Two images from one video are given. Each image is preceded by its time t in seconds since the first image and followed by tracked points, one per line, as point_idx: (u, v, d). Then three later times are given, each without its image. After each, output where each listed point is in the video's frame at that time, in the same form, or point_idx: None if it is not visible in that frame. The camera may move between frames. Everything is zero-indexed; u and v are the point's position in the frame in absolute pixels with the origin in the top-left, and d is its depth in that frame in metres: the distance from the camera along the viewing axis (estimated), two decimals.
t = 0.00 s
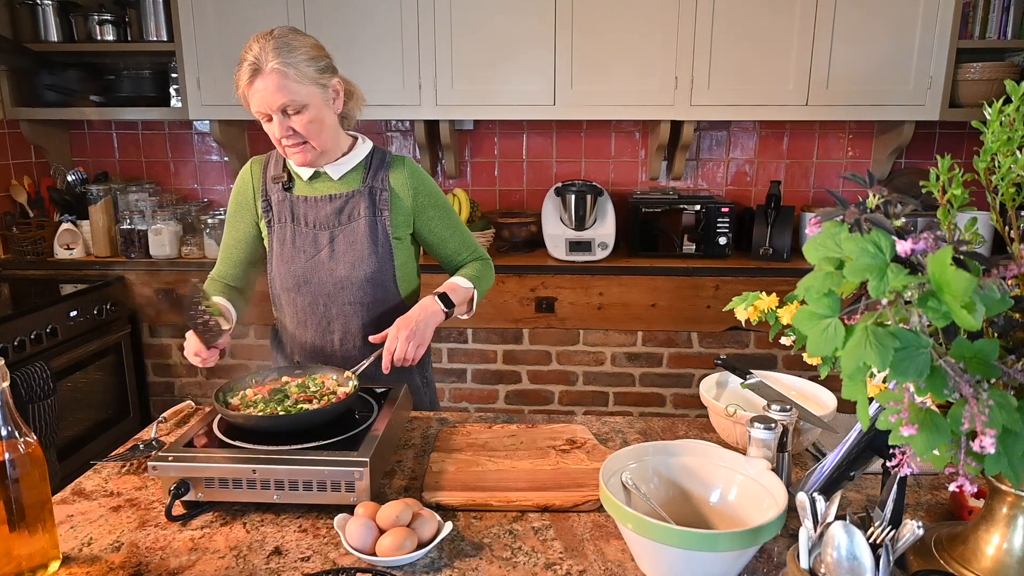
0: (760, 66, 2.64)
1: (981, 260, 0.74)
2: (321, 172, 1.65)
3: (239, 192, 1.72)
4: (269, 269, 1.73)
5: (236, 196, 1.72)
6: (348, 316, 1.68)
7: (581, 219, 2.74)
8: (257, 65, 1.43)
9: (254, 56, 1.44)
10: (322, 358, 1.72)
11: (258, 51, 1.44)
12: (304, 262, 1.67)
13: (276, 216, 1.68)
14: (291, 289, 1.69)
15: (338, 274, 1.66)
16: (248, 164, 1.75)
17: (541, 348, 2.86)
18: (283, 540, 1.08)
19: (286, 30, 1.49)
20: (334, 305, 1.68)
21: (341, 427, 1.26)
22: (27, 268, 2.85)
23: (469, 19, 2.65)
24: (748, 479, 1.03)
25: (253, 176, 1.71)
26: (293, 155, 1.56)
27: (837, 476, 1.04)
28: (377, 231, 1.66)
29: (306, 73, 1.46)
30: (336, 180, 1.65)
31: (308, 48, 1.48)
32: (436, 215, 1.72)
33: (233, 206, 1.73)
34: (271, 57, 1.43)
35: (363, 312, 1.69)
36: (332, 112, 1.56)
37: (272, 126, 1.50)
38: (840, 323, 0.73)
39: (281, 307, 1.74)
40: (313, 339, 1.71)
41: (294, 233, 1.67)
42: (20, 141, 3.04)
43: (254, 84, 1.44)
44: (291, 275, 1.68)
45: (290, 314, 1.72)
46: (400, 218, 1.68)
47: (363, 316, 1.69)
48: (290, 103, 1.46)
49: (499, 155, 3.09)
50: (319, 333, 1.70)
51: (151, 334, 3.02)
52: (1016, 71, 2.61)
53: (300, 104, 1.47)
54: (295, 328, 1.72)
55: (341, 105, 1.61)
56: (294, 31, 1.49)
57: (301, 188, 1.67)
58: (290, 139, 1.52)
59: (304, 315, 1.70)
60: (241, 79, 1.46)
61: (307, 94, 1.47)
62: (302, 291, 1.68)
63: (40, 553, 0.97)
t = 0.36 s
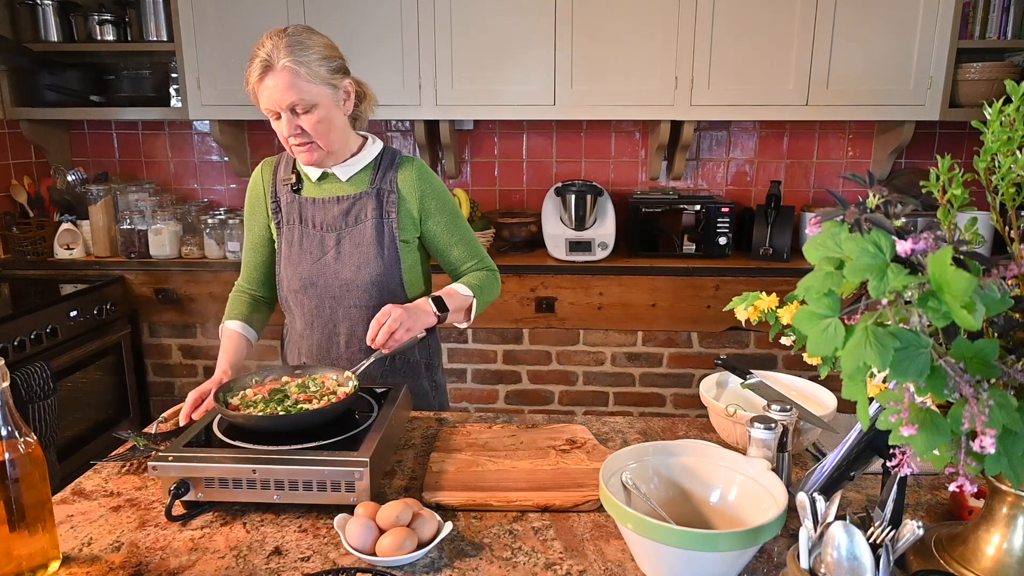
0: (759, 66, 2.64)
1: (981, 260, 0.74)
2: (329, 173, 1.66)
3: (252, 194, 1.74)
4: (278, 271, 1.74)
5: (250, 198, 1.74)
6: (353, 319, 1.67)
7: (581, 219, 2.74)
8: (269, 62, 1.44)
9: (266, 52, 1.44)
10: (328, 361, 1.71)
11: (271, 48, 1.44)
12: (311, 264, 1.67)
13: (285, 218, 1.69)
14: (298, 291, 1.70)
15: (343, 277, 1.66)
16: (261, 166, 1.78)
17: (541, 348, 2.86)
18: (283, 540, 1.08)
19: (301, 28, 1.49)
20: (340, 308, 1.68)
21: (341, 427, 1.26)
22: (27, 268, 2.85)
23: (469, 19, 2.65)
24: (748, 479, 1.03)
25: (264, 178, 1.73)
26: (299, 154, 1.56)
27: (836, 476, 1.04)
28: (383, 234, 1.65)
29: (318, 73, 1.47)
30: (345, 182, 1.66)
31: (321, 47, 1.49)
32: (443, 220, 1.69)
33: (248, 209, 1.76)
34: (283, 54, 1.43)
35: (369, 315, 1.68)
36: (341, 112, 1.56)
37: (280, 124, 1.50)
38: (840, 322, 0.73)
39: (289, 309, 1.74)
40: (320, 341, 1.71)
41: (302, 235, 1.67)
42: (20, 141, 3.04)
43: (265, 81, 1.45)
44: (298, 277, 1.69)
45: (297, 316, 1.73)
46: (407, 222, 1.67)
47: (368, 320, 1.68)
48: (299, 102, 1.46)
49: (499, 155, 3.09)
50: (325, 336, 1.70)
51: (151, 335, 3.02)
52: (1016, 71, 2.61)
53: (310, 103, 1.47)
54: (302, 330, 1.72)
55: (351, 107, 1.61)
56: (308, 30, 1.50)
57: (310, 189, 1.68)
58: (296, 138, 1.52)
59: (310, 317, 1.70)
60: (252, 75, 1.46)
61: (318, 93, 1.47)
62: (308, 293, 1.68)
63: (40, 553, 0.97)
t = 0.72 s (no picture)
0: (759, 66, 2.64)
1: (981, 260, 0.74)
2: (336, 173, 1.66)
3: (261, 193, 1.75)
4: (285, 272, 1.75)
5: (259, 197, 1.75)
6: (358, 322, 1.67)
7: (581, 219, 2.74)
8: (280, 61, 1.44)
9: (277, 52, 1.45)
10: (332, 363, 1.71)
11: (282, 47, 1.45)
12: (316, 265, 1.67)
13: (292, 219, 1.70)
14: (303, 293, 1.70)
15: (348, 279, 1.66)
16: (270, 166, 1.78)
17: (541, 348, 2.86)
18: (283, 540, 1.08)
19: (314, 29, 1.50)
20: (345, 310, 1.68)
21: (341, 427, 1.26)
22: (27, 268, 2.85)
23: (469, 19, 2.65)
24: (748, 479, 1.03)
25: (271, 177, 1.74)
26: (307, 155, 1.56)
27: (837, 476, 1.04)
28: (389, 237, 1.65)
29: (328, 74, 1.47)
30: (352, 183, 1.66)
31: (334, 48, 1.49)
32: (451, 223, 1.69)
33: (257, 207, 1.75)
34: (294, 54, 1.44)
35: (373, 318, 1.67)
36: (351, 115, 1.56)
37: (288, 124, 1.50)
38: (840, 322, 0.73)
39: (295, 310, 1.75)
40: (324, 344, 1.70)
41: (308, 236, 1.68)
42: (20, 141, 3.04)
43: (275, 80, 1.45)
44: (303, 279, 1.69)
45: (302, 318, 1.73)
46: (413, 225, 1.67)
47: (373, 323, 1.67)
48: (308, 102, 1.46)
49: (499, 155, 3.09)
50: (329, 338, 1.70)
51: (151, 334, 3.02)
52: (1016, 71, 2.61)
53: (319, 104, 1.47)
54: (307, 332, 1.72)
55: (361, 109, 1.61)
56: (322, 31, 1.50)
57: (318, 189, 1.68)
58: (305, 139, 1.52)
59: (315, 319, 1.70)
60: (262, 74, 1.47)
61: (327, 94, 1.47)
62: (313, 295, 1.68)
63: (40, 553, 0.97)
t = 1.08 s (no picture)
0: (759, 66, 2.64)
1: (981, 260, 0.74)
2: (354, 174, 1.66)
3: (274, 188, 1.75)
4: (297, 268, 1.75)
5: (272, 191, 1.76)
6: (368, 322, 1.67)
7: (581, 219, 2.74)
8: (307, 61, 1.44)
9: (305, 52, 1.44)
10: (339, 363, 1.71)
11: (310, 47, 1.44)
12: (329, 264, 1.67)
13: (307, 216, 1.70)
14: (314, 291, 1.70)
15: (361, 280, 1.66)
16: (285, 161, 1.79)
17: (541, 348, 2.86)
18: (283, 540, 1.08)
19: (341, 29, 1.49)
20: (355, 310, 1.68)
21: (342, 427, 1.26)
22: (27, 269, 2.85)
23: (470, 19, 2.65)
24: (748, 479, 1.03)
25: (287, 173, 1.74)
26: (328, 155, 1.56)
27: (837, 476, 1.04)
28: (404, 239, 1.65)
29: (356, 76, 1.47)
30: (369, 184, 1.66)
31: (360, 50, 1.49)
32: (466, 228, 1.70)
33: (270, 198, 1.77)
34: (322, 55, 1.44)
35: (384, 319, 1.67)
36: (374, 117, 1.56)
37: (312, 124, 1.50)
38: (840, 323, 0.73)
39: (305, 307, 1.75)
40: (333, 343, 1.71)
41: (322, 234, 1.68)
42: (20, 141, 3.04)
43: (301, 80, 1.45)
44: (316, 277, 1.69)
45: (312, 316, 1.73)
46: (428, 228, 1.67)
47: (383, 324, 1.67)
48: (334, 104, 1.46)
49: (499, 155, 3.09)
50: (338, 337, 1.70)
51: (151, 334, 3.01)
52: (1016, 71, 2.61)
53: (344, 106, 1.47)
54: (316, 330, 1.72)
55: (384, 111, 1.61)
56: (348, 31, 1.50)
57: (334, 189, 1.68)
58: (328, 140, 1.52)
59: (325, 318, 1.70)
60: (287, 72, 1.46)
61: (353, 97, 1.47)
62: (324, 293, 1.69)
63: (40, 553, 0.97)
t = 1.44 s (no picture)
0: (759, 65, 2.64)
1: (981, 260, 0.74)
2: (375, 173, 1.65)
3: (291, 180, 1.75)
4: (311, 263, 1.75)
5: (288, 182, 1.75)
6: (380, 322, 1.67)
7: (581, 219, 2.74)
8: (339, 57, 1.44)
9: (337, 47, 1.44)
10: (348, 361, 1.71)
11: (343, 43, 1.44)
12: (345, 261, 1.67)
13: (325, 212, 1.70)
14: (328, 287, 1.70)
15: (376, 279, 1.66)
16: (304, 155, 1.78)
17: (541, 348, 2.86)
18: (283, 540, 1.08)
19: (374, 28, 1.50)
20: (367, 309, 1.68)
21: (342, 427, 1.26)
22: (27, 269, 2.85)
23: (470, 19, 2.65)
24: (748, 479, 1.03)
25: (307, 166, 1.74)
26: (349, 152, 1.56)
27: (837, 476, 1.04)
28: (421, 241, 1.65)
29: (385, 75, 1.47)
30: (391, 184, 1.65)
31: (391, 51, 1.50)
32: (480, 235, 1.71)
33: (283, 186, 1.76)
34: (354, 51, 1.44)
35: (395, 320, 1.67)
36: (399, 118, 1.56)
37: (337, 120, 1.50)
38: (840, 322, 0.73)
39: (316, 303, 1.75)
40: (343, 340, 1.71)
41: (339, 231, 1.68)
42: (20, 141, 3.04)
43: (331, 75, 1.44)
44: (331, 273, 1.69)
45: (323, 312, 1.72)
46: (446, 231, 1.68)
47: (395, 324, 1.67)
48: (362, 101, 1.46)
49: (499, 155, 3.09)
50: (348, 335, 1.70)
51: (151, 334, 3.01)
52: (1016, 71, 2.61)
53: (371, 103, 1.47)
54: (326, 326, 1.72)
55: (409, 113, 1.61)
56: (381, 31, 1.50)
57: (355, 186, 1.68)
58: (351, 137, 1.51)
59: (337, 314, 1.70)
60: (317, 66, 1.46)
61: (381, 95, 1.47)
62: (338, 290, 1.69)
63: (40, 553, 0.97)
